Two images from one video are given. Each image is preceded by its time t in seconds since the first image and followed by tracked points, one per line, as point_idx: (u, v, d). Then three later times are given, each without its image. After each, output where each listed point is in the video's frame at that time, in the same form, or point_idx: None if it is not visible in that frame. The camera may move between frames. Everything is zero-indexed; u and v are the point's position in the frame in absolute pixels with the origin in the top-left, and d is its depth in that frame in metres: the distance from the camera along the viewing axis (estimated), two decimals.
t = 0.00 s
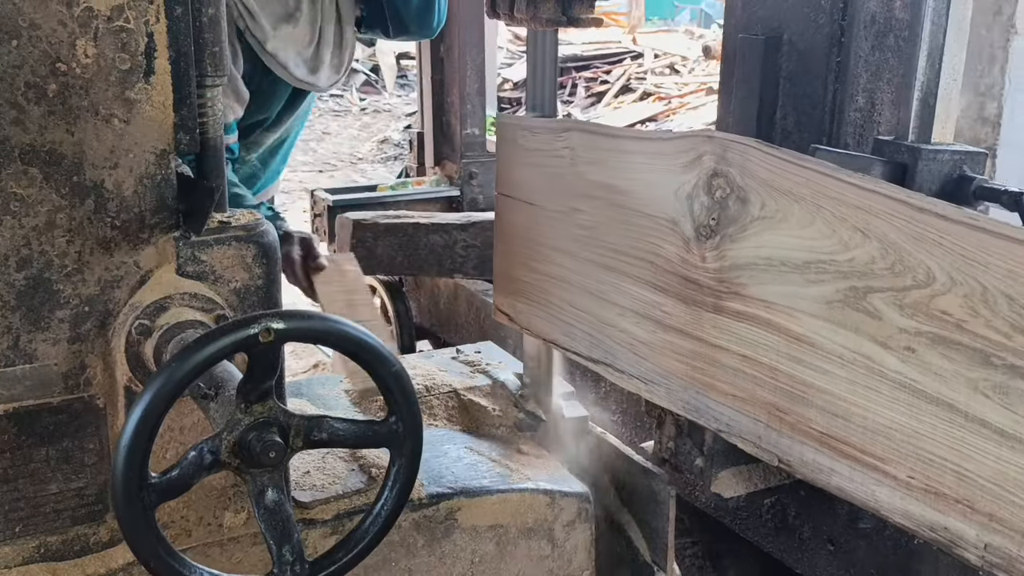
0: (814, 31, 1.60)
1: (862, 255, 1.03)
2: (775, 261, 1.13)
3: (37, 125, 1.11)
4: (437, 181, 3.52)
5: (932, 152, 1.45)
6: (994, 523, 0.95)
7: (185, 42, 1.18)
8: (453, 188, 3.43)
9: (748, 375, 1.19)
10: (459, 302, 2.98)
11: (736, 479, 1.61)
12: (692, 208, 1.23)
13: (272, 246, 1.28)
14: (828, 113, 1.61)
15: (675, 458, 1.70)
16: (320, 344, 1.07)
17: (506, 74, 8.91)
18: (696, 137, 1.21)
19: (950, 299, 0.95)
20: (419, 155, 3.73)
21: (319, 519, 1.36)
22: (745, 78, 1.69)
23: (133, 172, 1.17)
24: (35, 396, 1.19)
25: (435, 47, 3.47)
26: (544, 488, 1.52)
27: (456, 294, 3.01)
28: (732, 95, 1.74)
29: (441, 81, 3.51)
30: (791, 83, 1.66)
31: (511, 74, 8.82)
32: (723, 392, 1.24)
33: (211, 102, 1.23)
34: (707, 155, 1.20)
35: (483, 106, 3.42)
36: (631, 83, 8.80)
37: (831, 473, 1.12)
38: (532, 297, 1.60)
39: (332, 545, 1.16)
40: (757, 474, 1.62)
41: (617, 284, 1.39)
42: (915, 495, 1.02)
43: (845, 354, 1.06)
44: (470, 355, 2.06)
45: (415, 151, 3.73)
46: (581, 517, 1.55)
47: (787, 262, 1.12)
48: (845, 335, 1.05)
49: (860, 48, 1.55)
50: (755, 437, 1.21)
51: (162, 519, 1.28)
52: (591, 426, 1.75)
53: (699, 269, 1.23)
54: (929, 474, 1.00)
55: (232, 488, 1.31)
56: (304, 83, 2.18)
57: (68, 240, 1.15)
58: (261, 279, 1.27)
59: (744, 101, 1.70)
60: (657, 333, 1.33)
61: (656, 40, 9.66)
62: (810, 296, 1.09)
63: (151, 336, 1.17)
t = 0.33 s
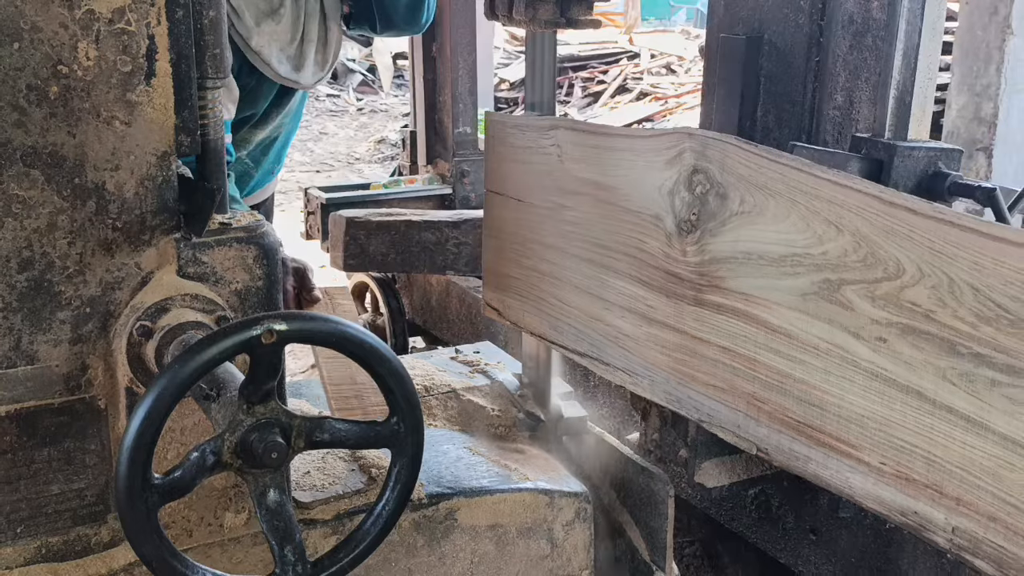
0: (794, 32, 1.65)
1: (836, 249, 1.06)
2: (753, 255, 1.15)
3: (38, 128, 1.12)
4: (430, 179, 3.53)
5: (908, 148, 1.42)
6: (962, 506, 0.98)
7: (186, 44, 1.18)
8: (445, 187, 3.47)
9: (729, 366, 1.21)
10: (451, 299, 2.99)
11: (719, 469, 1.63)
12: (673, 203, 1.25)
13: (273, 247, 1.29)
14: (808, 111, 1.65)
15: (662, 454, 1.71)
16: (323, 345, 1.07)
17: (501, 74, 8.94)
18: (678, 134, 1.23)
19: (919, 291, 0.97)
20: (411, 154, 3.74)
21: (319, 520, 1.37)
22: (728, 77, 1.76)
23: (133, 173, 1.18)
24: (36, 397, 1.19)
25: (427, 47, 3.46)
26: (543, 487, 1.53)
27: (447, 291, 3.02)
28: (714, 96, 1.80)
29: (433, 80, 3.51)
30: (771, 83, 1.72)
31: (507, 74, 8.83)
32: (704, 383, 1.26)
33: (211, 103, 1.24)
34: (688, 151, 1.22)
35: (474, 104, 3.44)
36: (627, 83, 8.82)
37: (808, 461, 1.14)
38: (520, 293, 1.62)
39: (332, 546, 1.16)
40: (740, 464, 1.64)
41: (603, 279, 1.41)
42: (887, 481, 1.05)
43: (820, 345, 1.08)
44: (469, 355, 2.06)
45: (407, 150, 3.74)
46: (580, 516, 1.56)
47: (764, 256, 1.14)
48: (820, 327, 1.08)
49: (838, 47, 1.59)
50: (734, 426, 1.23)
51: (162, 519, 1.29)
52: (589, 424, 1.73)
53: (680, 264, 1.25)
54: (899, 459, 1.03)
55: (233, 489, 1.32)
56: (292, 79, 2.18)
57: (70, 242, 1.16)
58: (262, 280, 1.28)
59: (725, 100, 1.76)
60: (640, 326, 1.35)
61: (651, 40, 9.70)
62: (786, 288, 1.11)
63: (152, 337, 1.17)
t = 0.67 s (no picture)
0: (776, 32, 1.66)
1: (812, 244, 1.08)
2: (732, 250, 1.17)
3: (38, 131, 1.12)
4: (423, 178, 3.54)
5: (885, 146, 1.45)
6: (932, 493, 1.00)
7: (186, 46, 1.18)
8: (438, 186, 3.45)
9: (710, 359, 1.23)
10: (443, 296, 3.00)
11: (703, 461, 1.61)
12: (656, 200, 1.27)
13: (273, 249, 1.29)
14: (789, 110, 1.66)
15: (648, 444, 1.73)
16: (323, 347, 1.08)
17: (499, 74, 8.96)
18: (660, 132, 1.26)
19: (891, 284, 1.00)
20: (404, 153, 3.75)
21: (319, 520, 1.37)
22: (710, 78, 1.76)
23: (133, 176, 1.18)
24: (36, 399, 1.19)
25: (419, 47, 3.46)
26: (541, 488, 1.53)
27: (439, 288, 3.03)
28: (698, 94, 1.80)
29: (425, 80, 3.52)
30: (754, 83, 1.73)
31: (506, 74, 8.84)
32: (686, 376, 1.28)
33: (211, 105, 1.23)
34: (670, 149, 1.24)
35: (466, 104, 3.44)
36: (623, 83, 8.83)
37: (786, 451, 1.17)
38: (508, 288, 1.63)
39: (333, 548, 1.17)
40: (724, 456, 1.61)
41: (588, 274, 1.42)
42: (861, 469, 1.07)
43: (797, 337, 1.11)
44: (468, 357, 2.07)
45: (400, 150, 3.75)
46: (579, 517, 1.56)
47: (744, 251, 1.16)
48: (797, 320, 1.10)
49: (818, 47, 1.60)
50: (714, 417, 1.26)
51: (163, 521, 1.29)
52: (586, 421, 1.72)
53: (663, 259, 1.27)
54: (873, 448, 1.05)
55: (233, 490, 1.32)
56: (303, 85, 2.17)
57: (70, 244, 1.16)
58: (262, 281, 1.28)
59: (707, 101, 1.77)
60: (623, 320, 1.37)
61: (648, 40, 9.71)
62: (764, 282, 1.14)
63: (152, 339, 1.18)
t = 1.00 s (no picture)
0: (756, 32, 1.66)
1: (787, 239, 1.09)
2: (710, 246, 1.17)
3: (34, 133, 1.12)
4: (415, 177, 3.48)
5: (862, 145, 1.46)
6: (902, 482, 1.01)
7: (181, 49, 1.18)
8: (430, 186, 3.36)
9: (690, 353, 1.24)
10: (434, 293, 2.96)
11: (687, 454, 1.63)
12: (637, 197, 1.28)
13: (269, 252, 1.29)
14: (769, 109, 1.67)
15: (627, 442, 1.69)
16: (320, 349, 1.08)
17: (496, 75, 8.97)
18: (640, 130, 1.26)
19: (862, 278, 1.01)
20: (397, 154, 3.75)
21: (314, 523, 1.37)
22: (692, 77, 1.78)
23: (129, 178, 1.18)
24: (33, 402, 1.19)
25: (412, 48, 3.46)
26: (535, 488, 1.53)
27: (430, 287, 2.98)
28: (680, 91, 1.82)
29: (417, 80, 3.52)
30: (735, 81, 1.73)
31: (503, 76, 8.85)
32: (667, 370, 1.28)
33: (207, 108, 1.24)
34: (650, 147, 1.24)
35: (458, 105, 3.44)
36: (621, 84, 8.84)
37: (763, 443, 1.17)
38: (495, 285, 1.63)
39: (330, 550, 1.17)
40: (707, 449, 1.63)
41: (571, 270, 1.43)
42: (835, 460, 1.08)
43: (773, 331, 1.11)
44: (465, 359, 2.07)
45: (392, 150, 3.74)
46: (576, 519, 1.56)
47: (721, 247, 1.16)
48: (773, 314, 1.11)
49: (796, 48, 1.59)
50: (695, 410, 1.26)
51: (160, 522, 1.31)
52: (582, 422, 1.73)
53: (644, 255, 1.27)
54: (846, 439, 1.06)
55: (229, 492, 1.34)
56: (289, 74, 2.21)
57: (66, 247, 1.16)
58: (258, 283, 1.28)
59: (690, 98, 1.80)
60: (606, 315, 1.37)
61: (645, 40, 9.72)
62: (741, 276, 1.14)
63: (149, 341, 1.18)
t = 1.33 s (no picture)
0: (735, 32, 1.68)
1: (761, 234, 1.09)
2: (688, 242, 1.18)
3: (25, 133, 1.11)
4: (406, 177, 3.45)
5: (838, 142, 1.50)
6: (872, 472, 1.01)
7: (173, 50, 1.18)
8: (422, 185, 3.24)
9: (668, 347, 1.24)
10: (424, 292, 2.96)
11: (669, 448, 1.62)
12: (617, 193, 1.28)
13: (262, 253, 1.29)
14: (748, 107, 1.69)
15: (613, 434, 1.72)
16: (311, 350, 1.07)
17: (491, 77, 8.98)
18: (620, 129, 1.26)
19: (833, 272, 1.01)
20: (388, 154, 3.74)
21: (308, 524, 1.37)
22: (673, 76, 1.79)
23: (121, 179, 1.18)
24: (24, 403, 1.19)
25: (402, 48, 3.46)
26: (530, 491, 1.53)
27: (421, 285, 2.97)
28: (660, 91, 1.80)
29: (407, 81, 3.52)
30: (715, 81, 1.74)
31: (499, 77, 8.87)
32: (647, 363, 1.28)
33: (199, 109, 1.23)
34: (630, 145, 1.25)
35: (448, 104, 3.46)
36: (616, 85, 8.85)
37: (738, 434, 1.17)
38: (480, 282, 1.63)
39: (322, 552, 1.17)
40: (689, 445, 1.63)
41: (554, 265, 1.43)
42: (807, 450, 1.08)
43: (748, 325, 1.11)
44: (460, 360, 2.07)
45: (383, 149, 3.74)
46: (570, 520, 1.55)
47: (698, 243, 1.17)
48: (747, 307, 1.11)
49: (775, 47, 1.63)
50: (673, 403, 1.26)
51: (151, 525, 1.29)
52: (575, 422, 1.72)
53: (624, 251, 1.28)
54: (818, 429, 1.06)
55: (222, 494, 1.32)
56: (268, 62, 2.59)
57: (57, 248, 1.16)
58: (251, 284, 1.28)
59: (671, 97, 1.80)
60: (588, 310, 1.37)
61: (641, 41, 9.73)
62: (718, 271, 1.14)
63: (140, 343, 1.17)
